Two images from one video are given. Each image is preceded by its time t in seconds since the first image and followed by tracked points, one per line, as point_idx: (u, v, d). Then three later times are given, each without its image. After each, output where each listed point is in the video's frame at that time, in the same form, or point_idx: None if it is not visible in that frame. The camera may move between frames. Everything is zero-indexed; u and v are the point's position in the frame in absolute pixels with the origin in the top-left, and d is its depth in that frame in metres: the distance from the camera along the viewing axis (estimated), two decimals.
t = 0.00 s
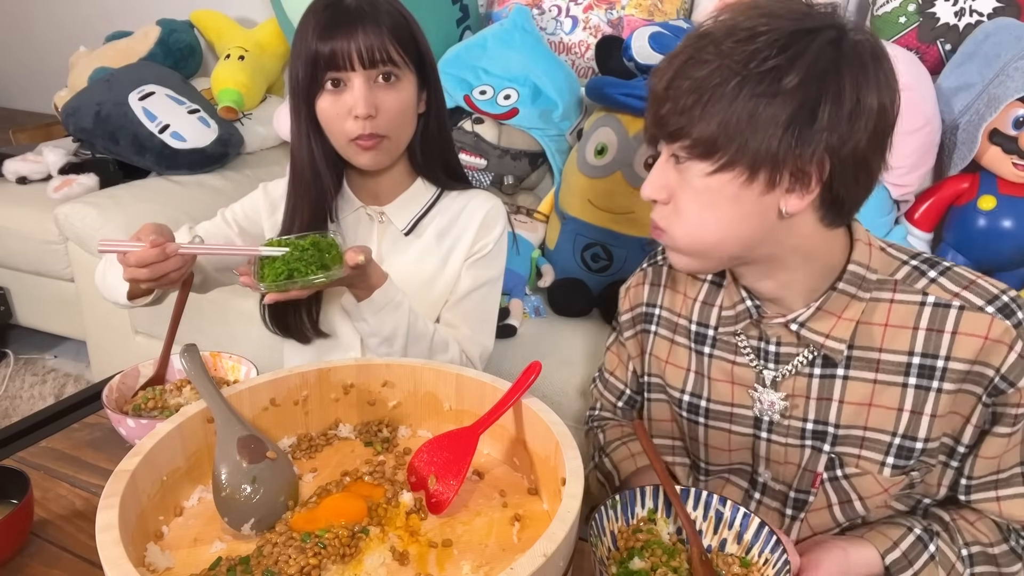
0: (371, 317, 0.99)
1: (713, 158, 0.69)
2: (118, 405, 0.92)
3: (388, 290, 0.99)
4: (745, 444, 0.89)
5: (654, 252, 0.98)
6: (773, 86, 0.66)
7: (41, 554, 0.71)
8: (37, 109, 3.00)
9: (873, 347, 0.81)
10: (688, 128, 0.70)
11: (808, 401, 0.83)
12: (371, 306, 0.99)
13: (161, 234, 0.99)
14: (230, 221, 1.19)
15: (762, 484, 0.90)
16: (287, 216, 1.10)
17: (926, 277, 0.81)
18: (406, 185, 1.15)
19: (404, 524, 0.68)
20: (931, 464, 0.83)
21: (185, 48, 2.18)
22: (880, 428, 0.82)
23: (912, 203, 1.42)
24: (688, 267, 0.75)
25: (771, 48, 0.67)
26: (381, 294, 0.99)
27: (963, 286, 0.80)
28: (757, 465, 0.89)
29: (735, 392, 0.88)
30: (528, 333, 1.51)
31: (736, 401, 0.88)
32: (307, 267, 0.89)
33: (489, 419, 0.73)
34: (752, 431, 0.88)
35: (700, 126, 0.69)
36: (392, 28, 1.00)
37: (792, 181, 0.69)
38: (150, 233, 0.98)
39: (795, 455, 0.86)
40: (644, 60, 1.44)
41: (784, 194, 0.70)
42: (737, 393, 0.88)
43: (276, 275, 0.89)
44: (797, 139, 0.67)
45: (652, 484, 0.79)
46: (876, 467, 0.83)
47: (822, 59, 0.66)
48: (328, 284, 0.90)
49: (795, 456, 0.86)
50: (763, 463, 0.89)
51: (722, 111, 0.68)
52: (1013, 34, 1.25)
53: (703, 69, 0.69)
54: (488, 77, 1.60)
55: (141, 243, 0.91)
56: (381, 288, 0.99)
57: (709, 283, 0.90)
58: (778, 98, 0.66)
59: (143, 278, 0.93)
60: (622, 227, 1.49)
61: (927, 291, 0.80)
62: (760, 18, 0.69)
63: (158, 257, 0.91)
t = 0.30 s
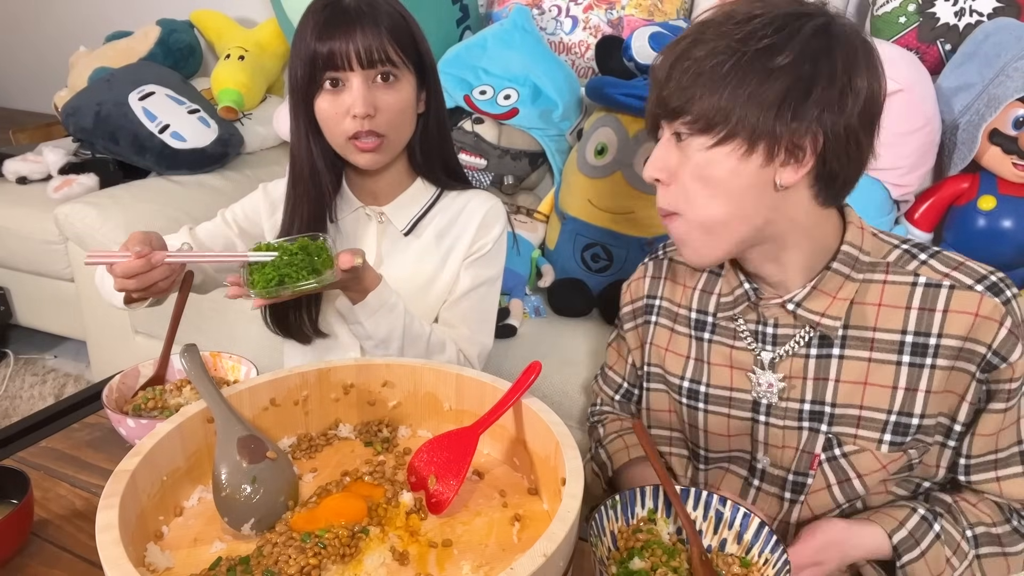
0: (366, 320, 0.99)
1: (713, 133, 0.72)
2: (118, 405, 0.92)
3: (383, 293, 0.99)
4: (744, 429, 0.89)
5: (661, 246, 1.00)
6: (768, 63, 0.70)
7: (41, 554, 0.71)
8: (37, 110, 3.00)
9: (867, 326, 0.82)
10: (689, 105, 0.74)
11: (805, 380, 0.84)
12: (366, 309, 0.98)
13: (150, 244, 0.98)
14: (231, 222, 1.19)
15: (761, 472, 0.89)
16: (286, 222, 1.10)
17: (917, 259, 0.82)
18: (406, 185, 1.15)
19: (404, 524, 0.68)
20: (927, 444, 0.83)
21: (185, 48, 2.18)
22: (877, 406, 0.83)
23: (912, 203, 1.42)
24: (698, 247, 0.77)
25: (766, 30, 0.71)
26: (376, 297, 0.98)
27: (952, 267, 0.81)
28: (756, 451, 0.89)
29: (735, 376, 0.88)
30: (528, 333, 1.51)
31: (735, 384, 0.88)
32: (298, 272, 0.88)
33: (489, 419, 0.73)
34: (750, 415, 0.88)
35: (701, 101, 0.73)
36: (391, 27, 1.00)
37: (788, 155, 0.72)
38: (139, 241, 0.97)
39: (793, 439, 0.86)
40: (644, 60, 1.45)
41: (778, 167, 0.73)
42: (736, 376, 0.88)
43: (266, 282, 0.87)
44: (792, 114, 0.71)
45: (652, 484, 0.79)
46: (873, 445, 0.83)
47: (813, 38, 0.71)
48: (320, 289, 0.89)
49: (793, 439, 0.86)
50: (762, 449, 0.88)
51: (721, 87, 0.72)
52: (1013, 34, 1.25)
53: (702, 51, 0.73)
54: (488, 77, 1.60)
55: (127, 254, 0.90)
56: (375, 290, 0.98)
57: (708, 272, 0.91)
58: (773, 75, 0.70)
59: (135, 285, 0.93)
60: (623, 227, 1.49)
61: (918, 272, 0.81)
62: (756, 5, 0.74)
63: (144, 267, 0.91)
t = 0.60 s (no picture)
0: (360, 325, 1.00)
1: (710, 133, 0.73)
2: (118, 405, 0.92)
3: (376, 298, 0.99)
4: (737, 423, 0.89)
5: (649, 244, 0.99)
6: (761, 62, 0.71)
7: (41, 554, 0.71)
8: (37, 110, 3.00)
9: (855, 317, 0.82)
10: (683, 107, 0.74)
11: (795, 373, 0.84)
12: (360, 314, 0.99)
13: (130, 246, 0.97)
14: (230, 224, 1.19)
15: (756, 466, 0.90)
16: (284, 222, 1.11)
17: (902, 251, 0.82)
18: (404, 185, 1.15)
19: (404, 524, 0.68)
20: (919, 433, 0.83)
21: (185, 48, 2.18)
22: (867, 397, 0.83)
23: (912, 203, 1.42)
24: (683, 243, 0.78)
25: (756, 30, 0.72)
26: (369, 302, 0.98)
27: (937, 257, 0.81)
28: (749, 446, 0.89)
29: (726, 370, 0.88)
30: (528, 333, 1.51)
31: (727, 379, 0.88)
32: (285, 274, 0.87)
33: (489, 419, 0.73)
34: (743, 410, 0.88)
35: (698, 102, 0.73)
36: (381, 30, 0.99)
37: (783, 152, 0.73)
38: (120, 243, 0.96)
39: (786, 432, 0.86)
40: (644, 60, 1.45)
41: (775, 164, 0.74)
42: (728, 371, 0.88)
43: (253, 283, 0.86)
44: (787, 111, 0.72)
45: (652, 484, 0.79)
46: (865, 434, 0.83)
47: (801, 37, 0.72)
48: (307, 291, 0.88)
49: (787, 432, 0.86)
50: (755, 443, 0.89)
51: (716, 89, 0.72)
52: (1013, 34, 1.25)
53: (691, 53, 0.74)
54: (488, 77, 1.60)
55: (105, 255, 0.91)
56: (369, 296, 0.98)
57: (698, 269, 0.91)
58: (767, 73, 0.71)
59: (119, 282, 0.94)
60: (622, 227, 1.49)
61: (904, 263, 0.81)
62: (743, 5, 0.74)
63: (122, 268, 0.91)
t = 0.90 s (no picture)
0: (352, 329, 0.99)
1: (794, 195, 0.62)
2: (118, 405, 0.92)
3: (370, 300, 0.99)
4: (730, 420, 0.89)
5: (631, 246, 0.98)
6: (823, 104, 0.60)
7: (41, 554, 0.71)
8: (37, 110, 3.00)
9: (843, 309, 0.82)
10: (762, 181, 0.60)
11: (785, 370, 0.84)
12: (353, 317, 0.99)
13: (114, 238, 0.96)
14: (229, 224, 1.18)
15: (750, 463, 0.89)
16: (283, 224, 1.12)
17: (885, 243, 0.82)
18: (402, 186, 1.15)
19: (404, 524, 0.68)
20: (909, 420, 0.81)
21: (185, 48, 2.18)
22: (858, 388, 0.82)
23: (912, 203, 1.42)
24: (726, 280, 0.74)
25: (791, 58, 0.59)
26: (362, 305, 0.98)
27: (918, 246, 0.81)
28: (743, 442, 0.89)
29: (719, 368, 0.88)
30: (528, 333, 1.51)
31: (719, 377, 0.88)
32: (276, 280, 0.88)
33: (489, 419, 0.73)
34: (735, 407, 0.88)
35: (770, 168, 0.60)
36: (372, 35, 0.98)
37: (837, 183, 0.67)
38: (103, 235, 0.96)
39: (779, 427, 0.86)
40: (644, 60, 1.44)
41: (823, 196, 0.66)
42: (720, 369, 0.88)
43: (244, 287, 0.88)
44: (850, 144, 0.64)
45: (652, 484, 0.79)
46: (856, 425, 0.83)
47: (828, 55, 0.61)
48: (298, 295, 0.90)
49: (780, 428, 0.86)
50: (749, 439, 0.88)
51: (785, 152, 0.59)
52: (1013, 34, 1.25)
53: (754, 117, 0.58)
54: (488, 77, 1.60)
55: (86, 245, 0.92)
56: (363, 298, 0.98)
57: (685, 273, 0.90)
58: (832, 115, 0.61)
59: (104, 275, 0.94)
60: (623, 227, 1.48)
61: (887, 255, 0.81)
62: (751, 20, 0.61)
63: (102, 258, 0.92)
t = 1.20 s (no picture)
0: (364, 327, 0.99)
1: (842, 218, 0.59)
2: (118, 405, 0.92)
3: (384, 302, 0.99)
4: (723, 439, 0.88)
5: (614, 248, 0.94)
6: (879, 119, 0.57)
7: (41, 554, 0.71)
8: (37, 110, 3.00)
9: (844, 335, 0.80)
10: (821, 198, 0.56)
11: (783, 393, 0.83)
12: (367, 317, 0.99)
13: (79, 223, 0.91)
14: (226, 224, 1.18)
15: (744, 479, 0.88)
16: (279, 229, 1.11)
17: (887, 263, 0.80)
18: (397, 187, 1.14)
19: (404, 524, 0.68)
20: (907, 441, 0.81)
21: (185, 48, 2.18)
22: (857, 413, 0.82)
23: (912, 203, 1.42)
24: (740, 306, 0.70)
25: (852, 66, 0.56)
26: (375, 306, 0.99)
27: (921, 267, 0.79)
28: (737, 460, 0.87)
29: (712, 388, 0.86)
30: (528, 333, 1.51)
31: (713, 396, 0.87)
32: (296, 279, 0.90)
33: (489, 419, 0.73)
34: (729, 426, 0.87)
35: (835, 185, 0.56)
36: (360, 38, 0.98)
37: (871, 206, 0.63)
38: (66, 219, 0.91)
39: (772, 447, 0.85)
40: (644, 60, 1.44)
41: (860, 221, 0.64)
42: (714, 389, 0.86)
43: (264, 286, 0.89)
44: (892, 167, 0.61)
45: (651, 484, 0.79)
46: (854, 451, 0.83)
47: (881, 65, 0.58)
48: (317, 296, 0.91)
49: (775, 449, 0.85)
50: (743, 457, 0.87)
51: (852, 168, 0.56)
52: (1013, 34, 1.25)
53: (818, 126, 0.54)
54: (488, 77, 1.60)
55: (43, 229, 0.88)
56: (376, 298, 0.99)
57: (676, 282, 0.87)
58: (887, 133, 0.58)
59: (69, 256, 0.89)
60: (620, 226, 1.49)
61: (890, 277, 0.79)
62: (802, 25, 0.57)
63: (59, 240, 0.88)
